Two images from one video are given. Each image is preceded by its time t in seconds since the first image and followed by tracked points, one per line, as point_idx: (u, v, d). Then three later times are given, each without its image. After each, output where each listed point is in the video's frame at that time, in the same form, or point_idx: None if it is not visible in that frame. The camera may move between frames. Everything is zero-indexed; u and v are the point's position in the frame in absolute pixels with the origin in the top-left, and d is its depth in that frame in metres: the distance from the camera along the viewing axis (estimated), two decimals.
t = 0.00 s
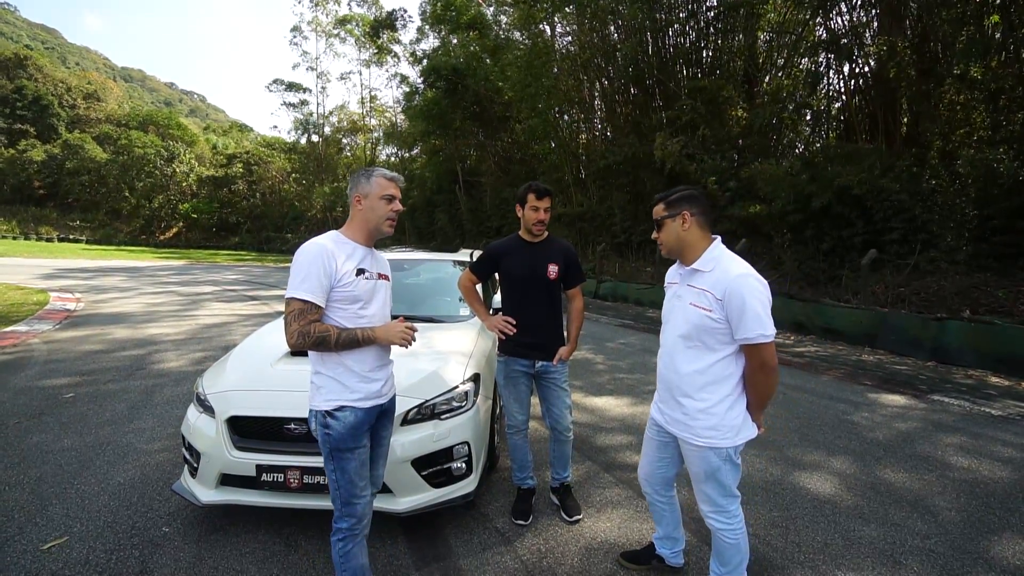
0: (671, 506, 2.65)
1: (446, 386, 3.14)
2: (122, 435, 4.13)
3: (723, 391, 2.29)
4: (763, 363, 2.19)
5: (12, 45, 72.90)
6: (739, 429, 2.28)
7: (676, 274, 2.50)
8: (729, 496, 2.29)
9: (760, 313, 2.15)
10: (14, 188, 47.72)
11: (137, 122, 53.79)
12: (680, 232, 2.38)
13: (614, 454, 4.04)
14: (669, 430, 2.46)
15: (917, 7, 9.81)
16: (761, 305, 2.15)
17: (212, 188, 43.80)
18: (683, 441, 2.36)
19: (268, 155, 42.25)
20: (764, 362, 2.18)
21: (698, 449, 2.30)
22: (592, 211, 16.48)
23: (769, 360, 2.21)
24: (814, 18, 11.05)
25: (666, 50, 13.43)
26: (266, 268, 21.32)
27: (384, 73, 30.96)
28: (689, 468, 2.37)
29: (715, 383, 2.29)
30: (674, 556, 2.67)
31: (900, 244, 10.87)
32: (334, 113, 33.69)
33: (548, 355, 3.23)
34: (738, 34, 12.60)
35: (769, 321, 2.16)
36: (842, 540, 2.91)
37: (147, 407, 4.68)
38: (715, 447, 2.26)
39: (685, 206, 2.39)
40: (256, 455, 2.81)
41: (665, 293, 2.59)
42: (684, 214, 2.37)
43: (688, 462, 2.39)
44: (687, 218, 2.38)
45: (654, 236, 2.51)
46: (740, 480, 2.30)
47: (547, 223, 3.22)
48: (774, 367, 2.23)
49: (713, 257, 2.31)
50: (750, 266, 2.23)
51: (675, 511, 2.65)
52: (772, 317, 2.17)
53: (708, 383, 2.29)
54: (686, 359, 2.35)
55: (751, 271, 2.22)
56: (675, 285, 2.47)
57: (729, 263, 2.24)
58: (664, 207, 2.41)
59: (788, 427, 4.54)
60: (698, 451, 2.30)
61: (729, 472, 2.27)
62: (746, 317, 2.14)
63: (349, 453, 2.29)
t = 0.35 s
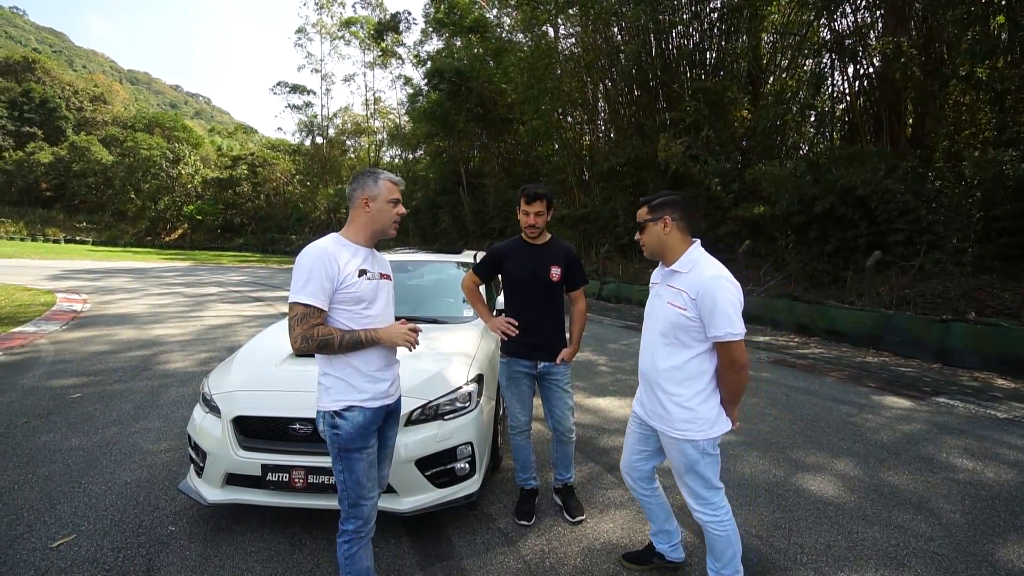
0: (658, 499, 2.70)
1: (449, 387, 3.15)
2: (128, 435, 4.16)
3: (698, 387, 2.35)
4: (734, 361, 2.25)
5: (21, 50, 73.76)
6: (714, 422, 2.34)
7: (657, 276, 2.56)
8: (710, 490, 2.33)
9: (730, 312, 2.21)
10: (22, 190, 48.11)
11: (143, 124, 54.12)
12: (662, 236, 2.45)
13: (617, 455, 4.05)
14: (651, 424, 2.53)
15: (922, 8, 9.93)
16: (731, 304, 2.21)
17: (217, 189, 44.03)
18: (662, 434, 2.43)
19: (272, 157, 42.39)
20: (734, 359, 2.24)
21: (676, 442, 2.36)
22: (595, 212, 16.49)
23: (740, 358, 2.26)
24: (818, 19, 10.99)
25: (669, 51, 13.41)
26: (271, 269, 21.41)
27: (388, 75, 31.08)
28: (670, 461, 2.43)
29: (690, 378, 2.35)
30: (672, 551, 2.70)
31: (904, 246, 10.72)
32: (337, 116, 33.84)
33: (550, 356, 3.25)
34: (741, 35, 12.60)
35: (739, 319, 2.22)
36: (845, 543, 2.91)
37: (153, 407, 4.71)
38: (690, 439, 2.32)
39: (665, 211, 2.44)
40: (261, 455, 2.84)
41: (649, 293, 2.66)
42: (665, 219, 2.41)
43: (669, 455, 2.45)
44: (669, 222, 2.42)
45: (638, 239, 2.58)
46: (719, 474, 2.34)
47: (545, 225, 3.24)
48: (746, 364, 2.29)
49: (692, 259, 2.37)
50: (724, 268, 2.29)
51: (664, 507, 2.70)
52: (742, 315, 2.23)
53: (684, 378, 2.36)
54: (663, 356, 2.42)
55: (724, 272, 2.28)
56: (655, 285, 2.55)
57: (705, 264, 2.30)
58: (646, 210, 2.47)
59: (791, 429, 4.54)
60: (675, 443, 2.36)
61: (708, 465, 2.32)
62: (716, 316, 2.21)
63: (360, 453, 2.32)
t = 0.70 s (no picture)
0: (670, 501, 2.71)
1: (455, 388, 3.17)
2: (138, 435, 4.21)
3: (683, 383, 2.40)
4: (717, 357, 2.31)
5: (33, 55, 74.84)
6: (697, 415, 2.40)
7: (647, 275, 2.62)
8: (693, 482, 2.38)
9: (714, 311, 2.27)
10: (33, 192, 48.68)
11: (152, 127, 54.65)
12: (654, 238, 2.50)
13: (622, 457, 4.06)
14: (639, 418, 2.59)
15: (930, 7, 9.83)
16: (716, 303, 2.27)
17: (225, 192, 44.34)
18: (648, 429, 2.49)
19: (279, 159, 42.59)
20: (717, 355, 2.30)
21: (660, 432, 2.42)
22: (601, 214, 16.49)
23: (723, 354, 2.32)
24: (826, 20, 11.01)
25: (676, 53, 13.43)
26: (278, 271, 21.54)
27: (395, 77, 31.21)
28: (656, 452, 2.49)
29: (676, 374, 2.40)
30: (680, 555, 2.71)
31: (913, 249, 10.72)
32: (344, 118, 34.02)
33: (555, 359, 3.26)
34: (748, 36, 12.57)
35: (722, 318, 2.28)
36: (852, 547, 2.91)
37: (163, 408, 4.76)
38: (673, 430, 2.38)
39: (657, 215, 2.50)
40: (269, 455, 2.87)
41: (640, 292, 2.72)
42: (656, 223, 2.49)
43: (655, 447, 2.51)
44: (660, 225, 2.49)
45: (629, 241, 2.63)
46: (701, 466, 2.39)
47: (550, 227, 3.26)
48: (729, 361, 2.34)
49: (680, 260, 2.43)
50: (710, 268, 2.35)
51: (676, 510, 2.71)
52: (726, 314, 2.29)
53: (669, 373, 2.41)
54: (651, 351, 2.48)
55: (711, 273, 2.34)
56: (645, 284, 2.60)
57: (693, 265, 2.36)
58: (636, 215, 2.52)
59: (798, 432, 4.52)
60: (659, 434, 2.42)
61: (690, 456, 2.37)
62: (701, 315, 2.26)
63: (366, 453, 2.35)
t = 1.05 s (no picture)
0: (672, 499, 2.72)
1: (459, 388, 3.18)
2: (146, 433, 4.25)
3: (681, 381, 2.40)
4: (714, 354, 2.31)
5: (43, 57, 75.66)
6: (695, 411, 2.40)
7: (646, 276, 2.62)
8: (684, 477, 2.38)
9: (711, 308, 2.28)
10: (43, 194, 49.15)
11: (160, 128, 55.05)
12: (650, 241, 2.51)
13: (626, 458, 4.06)
14: (640, 415, 2.59)
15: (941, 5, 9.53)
16: (713, 302, 2.28)
17: (232, 193, 44.61)
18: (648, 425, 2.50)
19: (286, 160, 42.79)
20: (714, 352, 2.31)
21: (656, 427, 2.43)
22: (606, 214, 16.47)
23: (721, 350, 2.32)
24: (833, 20, 10.99)
25: (681, 53, 13.41)
26: (284, 271, 21.64)
27: (401, 78, 31.30)
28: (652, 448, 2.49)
29: (675, 371, 2.41)
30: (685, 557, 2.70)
31: (921, 249, 10.61)
32: (350, 119, 34.16)
33: (558, 359, 3.27)
34: (754, 36, 12.53)
35: (720, 315, 2.28)
36: (857, 550, 2.90)
37: (170, 406, 4.80)
38: (670, 425, 2.38)
39: (652, 218, 2.51)
40: (275, 454, 2.89)
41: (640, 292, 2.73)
42: (652, 226, 2.50)
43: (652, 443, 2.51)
44: (655, 229, 2.50)
45: (626, 246, 2.64)
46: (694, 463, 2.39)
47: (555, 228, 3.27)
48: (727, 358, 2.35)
49: (677, 260, 2.44)
50: (706, 268, 2.35)
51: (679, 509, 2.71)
52: (723, 312, 2.29)
53: (667, 370, 2.42)
54: (650, 350, 2.49)
55: (708, 272, 2.34)
56: (643, 284, 2.60)
57: (689, 265, 2.36)
58: (631, 220, 2.53)
59: (803, 433, 4.50)
60: (656, 429, 2.43)
61: (683, 450, 2.37)
62: (697, 313, 2.27)
63: (366, 451, 2.36)
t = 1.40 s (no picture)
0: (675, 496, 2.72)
1: (461, 388, 3.19)
2: (152, 433, 4.28)
3: (689, 379, 2.40)
4: (721, 350, 2.31)
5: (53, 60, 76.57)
6: (704, 409, 2.39)
7: (648, 276, 2.62)
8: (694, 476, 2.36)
9: (716, 304, 2.28)
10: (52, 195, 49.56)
11: (167, 130, 55.46)
12: (652, 241, 2.50)
13: (629, 458, 4.05)
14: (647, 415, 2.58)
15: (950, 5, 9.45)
16: (717, 297, 2.28)
17: (238, 194, 44.85)
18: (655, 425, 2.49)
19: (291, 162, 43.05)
20: (720, 348, 2.31)
21: (665, 426, 2.42)
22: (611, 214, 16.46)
23: (727, 346, 2.32)
24: (840, 17, 10.92)
25: (687, 52, 13.33)
26: (290, 271, 21.73)
27: (405, 79, 31.39)
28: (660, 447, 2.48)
29: (681, 369, 2.40)
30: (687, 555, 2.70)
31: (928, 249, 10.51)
32: (355, 120, 34.30)
33: (561, 358, 3.27)
34: (759, 35, 12.47)
35: (724, 310, 2.29)
36: (863, 552, 2.87)
37: (177, 406, 4.84)
38: (679, 425, 2.37)
39: (652, 218, 2.51)
40: (278, 453, 2.92)
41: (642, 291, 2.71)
42: (653, 226, 2.50)
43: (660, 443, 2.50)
44: (657, 228, 2.50)
45: (627, 245, 2.63)
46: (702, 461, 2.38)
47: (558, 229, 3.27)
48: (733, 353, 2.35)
49: (678, 258, 2.44)
50: (709, 264, 2.36)
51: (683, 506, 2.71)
52: (728, 307, 2.30)
53: (674, 369, 2.41)
54: (656, 349, 2.48)
55: (711, 268, 2.35)
56: (646, 284, 2.60)
57: (691, 262, 2.37)
58: (633, 220, 2.53)
59: (808, 434, 4.48)
60: (664, 428, 2.42)
61: (692, 449, 2.37)
62: (703, 309, 2.27)
63: (369, 451, 2.37)
